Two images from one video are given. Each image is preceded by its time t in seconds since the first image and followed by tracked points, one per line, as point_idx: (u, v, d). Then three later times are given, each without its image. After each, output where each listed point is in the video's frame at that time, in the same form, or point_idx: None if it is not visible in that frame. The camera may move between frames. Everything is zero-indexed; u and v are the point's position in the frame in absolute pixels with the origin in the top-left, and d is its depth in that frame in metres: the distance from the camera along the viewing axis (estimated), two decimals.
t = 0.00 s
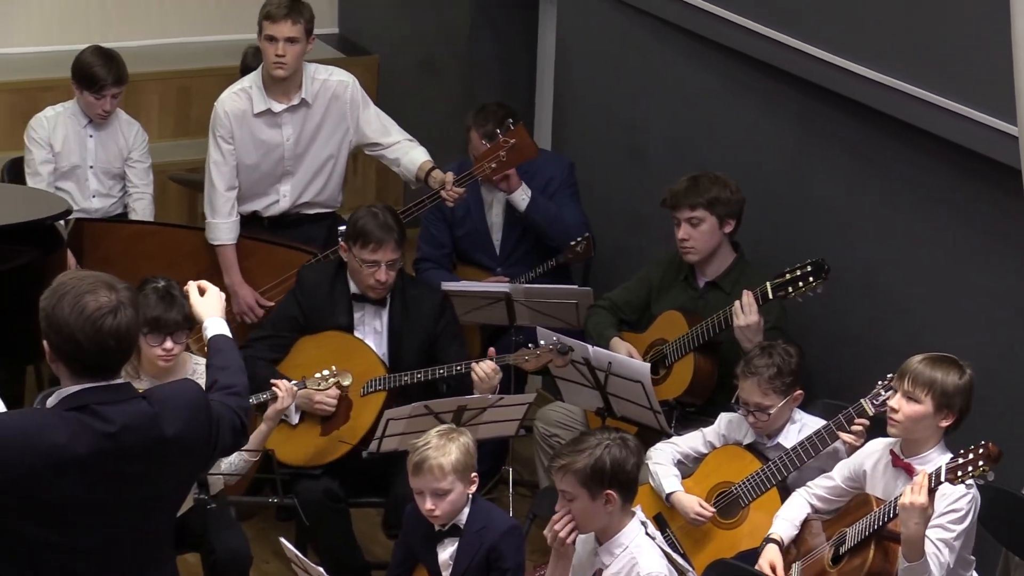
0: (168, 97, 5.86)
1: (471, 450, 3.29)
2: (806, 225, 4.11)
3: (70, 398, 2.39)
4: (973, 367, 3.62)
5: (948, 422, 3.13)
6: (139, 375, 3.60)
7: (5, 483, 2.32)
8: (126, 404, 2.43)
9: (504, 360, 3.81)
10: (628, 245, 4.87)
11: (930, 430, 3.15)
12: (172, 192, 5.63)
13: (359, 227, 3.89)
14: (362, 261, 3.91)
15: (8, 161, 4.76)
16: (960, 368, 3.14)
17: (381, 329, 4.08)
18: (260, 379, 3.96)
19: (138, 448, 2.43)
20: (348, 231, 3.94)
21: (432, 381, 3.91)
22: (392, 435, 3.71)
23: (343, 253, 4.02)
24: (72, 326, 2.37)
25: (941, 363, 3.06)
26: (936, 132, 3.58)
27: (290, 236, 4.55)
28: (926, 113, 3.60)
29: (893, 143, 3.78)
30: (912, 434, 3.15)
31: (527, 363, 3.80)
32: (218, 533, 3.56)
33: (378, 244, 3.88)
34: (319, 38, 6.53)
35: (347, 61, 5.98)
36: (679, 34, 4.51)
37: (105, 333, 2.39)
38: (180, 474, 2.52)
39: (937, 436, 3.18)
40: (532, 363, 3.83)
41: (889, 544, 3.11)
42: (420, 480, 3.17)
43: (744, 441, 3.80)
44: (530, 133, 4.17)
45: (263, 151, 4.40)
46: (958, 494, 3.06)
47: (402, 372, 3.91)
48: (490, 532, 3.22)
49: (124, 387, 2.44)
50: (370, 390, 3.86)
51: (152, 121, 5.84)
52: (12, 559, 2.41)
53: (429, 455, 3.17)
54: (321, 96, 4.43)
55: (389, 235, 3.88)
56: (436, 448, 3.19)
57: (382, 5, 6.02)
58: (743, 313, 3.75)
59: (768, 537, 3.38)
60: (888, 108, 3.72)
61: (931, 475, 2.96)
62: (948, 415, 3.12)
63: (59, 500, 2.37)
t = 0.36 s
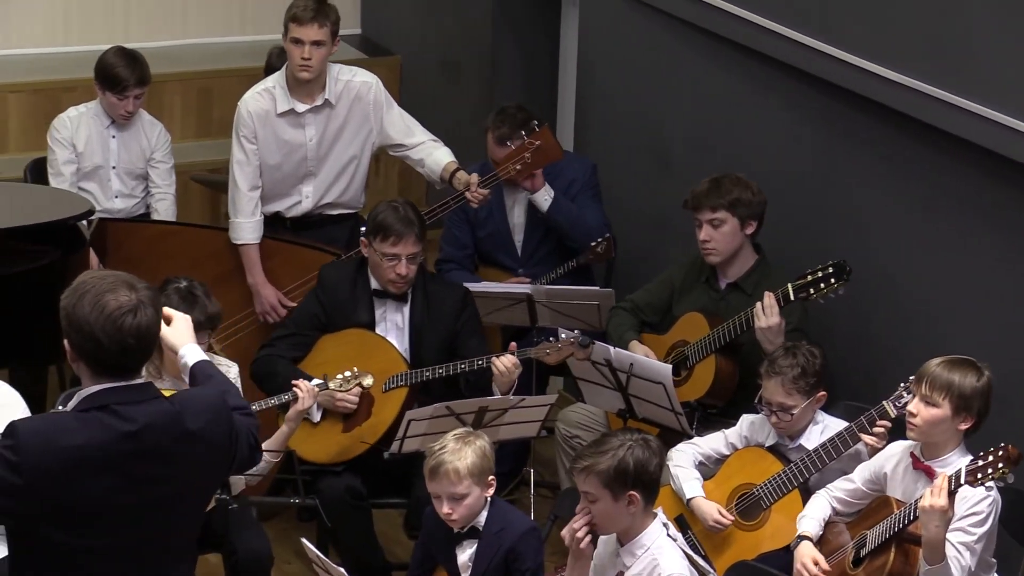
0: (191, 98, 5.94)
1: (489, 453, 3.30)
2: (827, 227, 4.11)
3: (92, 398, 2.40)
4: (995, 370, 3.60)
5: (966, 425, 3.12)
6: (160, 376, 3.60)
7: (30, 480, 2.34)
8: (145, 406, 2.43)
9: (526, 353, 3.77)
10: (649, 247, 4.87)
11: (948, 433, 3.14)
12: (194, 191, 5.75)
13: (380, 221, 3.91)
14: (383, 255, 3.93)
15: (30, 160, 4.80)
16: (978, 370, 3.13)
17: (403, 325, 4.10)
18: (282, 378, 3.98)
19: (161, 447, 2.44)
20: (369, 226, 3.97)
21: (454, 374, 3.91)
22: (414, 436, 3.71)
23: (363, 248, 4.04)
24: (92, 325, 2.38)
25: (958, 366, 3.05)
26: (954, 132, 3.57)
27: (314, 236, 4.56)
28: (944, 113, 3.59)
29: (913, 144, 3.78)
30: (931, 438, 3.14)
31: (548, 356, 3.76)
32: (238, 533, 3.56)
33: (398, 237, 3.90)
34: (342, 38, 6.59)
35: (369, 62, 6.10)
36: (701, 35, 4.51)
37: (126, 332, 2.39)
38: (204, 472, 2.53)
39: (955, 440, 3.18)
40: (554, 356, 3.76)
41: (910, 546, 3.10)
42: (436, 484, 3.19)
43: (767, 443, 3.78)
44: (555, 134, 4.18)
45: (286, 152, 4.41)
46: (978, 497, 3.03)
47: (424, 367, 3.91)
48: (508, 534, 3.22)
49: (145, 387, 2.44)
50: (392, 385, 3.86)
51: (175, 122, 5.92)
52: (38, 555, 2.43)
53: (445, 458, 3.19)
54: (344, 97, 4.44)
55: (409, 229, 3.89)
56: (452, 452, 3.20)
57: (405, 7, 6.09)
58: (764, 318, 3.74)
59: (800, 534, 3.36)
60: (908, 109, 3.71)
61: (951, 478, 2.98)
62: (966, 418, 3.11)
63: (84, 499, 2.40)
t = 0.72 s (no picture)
0: (211, 99, 5.97)
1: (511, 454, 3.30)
2: (847, 229, 4.10)
3: (109, 399, 2.42)
4: (1017, 372, 3.58)
5: (981, 427, 3.10)
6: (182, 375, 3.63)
7: (53, 479, 2.35)
8: (161, 407, 2.45)
9: (546, 348, 3.77)
10: (668, 247, 4.87)
11: (964, 437, 3.12)
12: (215, 192, 5.79)
13: (399, 217, 3.93)
14: (402, 250, 3.95)
15: (50, 160, 4.83)
16: (984, 368, 3.11)
17: (422, 322, 4.12)
18: (302, 377, 3.99)
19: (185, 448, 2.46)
20: (388, 222, 3.98)
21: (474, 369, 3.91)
22: (434, 437, 3.72)
23: (382, 244, 4.05)
24: (113, 328, 2.39)
25: (962, 369, 3.03)
26: (974, 133, 3.56)
27: (334, 237, 4.57)
28: (964, 115, 3.58)
29: (933, 145, 3.77)
30: (947, 444, 3.13)
31: (567, 349, 3.71)
32: (260, 534, 3.56)
33: (417, 232, 3.92)
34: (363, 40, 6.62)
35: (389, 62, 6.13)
36: (720, 36, 4.51)
37: (146, 336, 2.40)
38: (228, 472, 2.53)
39: (973, 441, 3.15)
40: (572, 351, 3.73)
41: (931, 548, 3.10)
42: (458, 483, 3.19)
43: (787, 444, 3.77)
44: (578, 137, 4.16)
45: (307, 152, 4.42)
46: (998, 498, 3.02)
47: (444, 363, 3.91)
48: (529, 535, 3.22)
49: (162, 388, 2.46)
50: (412, 381, 3.87)
51: (195, 123, 5.95)
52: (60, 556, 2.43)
53: (466, 459, 3.20)
54: (365, 98, 4.45)
55: (428, 224, 3.92)
56: (473, 452, 3.21)
57: (426, 8, 6.12)
58: (784, 320, 3.73)
59: (829, 519, 3.39)
60: (928, 110, 3.70)
61: (972, 479, 2.97)
62: (979, 420, 3.09)
63: (105, 499, 2.40)
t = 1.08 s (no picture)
0: (232, 99, 5.99)
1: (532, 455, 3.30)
2: (869, 230, 4.09)
3: (130, 402, 2.42)
4: None
5: (998, 429, 3.09)
6: (202, 375, 3.66)
7: (75, 480, 2.35)
8: (182, 409, 2.45)
9: (564, 344, 3.78)
10: (688, 248, 4.86)
11: (981, 439, 3.11)
12: (236, 192, 5.83)
13: (418, 214, 3.95)
14: (420, 247, 3.96)
15: (73, 161, 4.90)
16: (994, 369, 3.10)
17: (441, 322, 4.13)
18: (322, 377, 3.99)
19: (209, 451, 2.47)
20: (407, 219, 4.01)
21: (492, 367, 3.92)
22: (454, 438, 3.72)
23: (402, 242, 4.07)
24: (132, 329, 2.40)
25: (969, 373, 3.03)
26: (997, 135, 3.55)
27: (354, 237, 4.57)
28: (985, 116, 3.57)
29: (955, 148, 3.76)
30: (965, 449, 3.11)
31: (586, 344, 3.72)
32: (281, 535, 3.56)
33: (436, 229, 3.92)
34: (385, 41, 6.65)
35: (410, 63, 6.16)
36: (740, 37, 4.51)
37: (165, 337, 2.41)
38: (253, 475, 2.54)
39: (992, 442, 3.14)
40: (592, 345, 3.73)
41: (951, 550, 3.08)
42: (480, 484, 3.19)
43: (807, 446, 3.77)
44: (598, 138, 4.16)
45: (327, 154, 4.43)
46: (1019, 501, 3.03)
47: (463, 362, 3.92)
48: (550, 535, 3.22)
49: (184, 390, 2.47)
50: (430, 380, 3.87)
51: (216, 123, 5.98)
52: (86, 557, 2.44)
53: (488, 459, 3.19)
54: (386, 100, 4.45)
55: (447, 220, 3.92)
56: (495, 453, 3.21)
57: (447, 9, 6.15)
58: (806, 322, 3.72)
59: (850, 519, 3.38)
60: (950, 112, 3.69)
61: (993, 481, 2.94)
62: (996, 422, 3.08)
63: (128, 500, 2.40)
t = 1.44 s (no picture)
0: (256, 100, 6.03)
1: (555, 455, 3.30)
2: (893, 231, 4.08)
3: (153, 402, 2.42)
4: None
5: (1015, 433, 3.07)
6: (225, 374, 3.67)
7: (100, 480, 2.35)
8: (203, 409, 2.45)
9: (587, 342, 3.78)
10: (711, 248, 4.86)
11: (1001, 446, 3.09)
12: (260, 191, 5.88)
13: (439, 211, 3.96)
14: (441, 244, 3.97)
15: (97, 161, 4.94)
16: (995, 374, 3.10)
17: (463, 320, 4.11)
18: (345, 376, 4.00)
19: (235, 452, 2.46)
20: (428, 217, 4.01)
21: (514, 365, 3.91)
22: (478, 438, 3.72)
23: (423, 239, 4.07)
24: (151, 326, 2.40)
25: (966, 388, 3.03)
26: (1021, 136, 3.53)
27: (378, 237, 4.58)
28: (1007, 117, 3.55)
29: (978, 148, 3.74)
30: (986, 458, 3.09)
31: (608, 341, 3.73)
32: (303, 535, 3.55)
33: (457, 225, 3.94)
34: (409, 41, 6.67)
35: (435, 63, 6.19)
36: (762, 36, 4.50)
37: (183, 333, 2.40)
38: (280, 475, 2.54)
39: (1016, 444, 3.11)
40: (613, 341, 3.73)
41: (976, 552, 3.06)
42: (503, 483, 3.19)
43: (831, 447, 3.75)
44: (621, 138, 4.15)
45: (351, 154, 4.45)
46: None
47: (485, 359, 3.92)
48: (573, 535, 3.21)
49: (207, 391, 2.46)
50: (453, 378, 3.88)
51: (240, 122, 6.02)
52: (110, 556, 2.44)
53: (511, 459, 3.19)
54: (410, 101, 4.47)
55: (467, 217, 3.94)
56: (518, 452, 3.21)
57: (471, 9, 6.17)
58: (829, 323, 3.72)
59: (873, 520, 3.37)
60: (974, 113, 3.67)
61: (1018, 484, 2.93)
62: (1011, 427, 3.06)
63: (152, 498, 2.39)
